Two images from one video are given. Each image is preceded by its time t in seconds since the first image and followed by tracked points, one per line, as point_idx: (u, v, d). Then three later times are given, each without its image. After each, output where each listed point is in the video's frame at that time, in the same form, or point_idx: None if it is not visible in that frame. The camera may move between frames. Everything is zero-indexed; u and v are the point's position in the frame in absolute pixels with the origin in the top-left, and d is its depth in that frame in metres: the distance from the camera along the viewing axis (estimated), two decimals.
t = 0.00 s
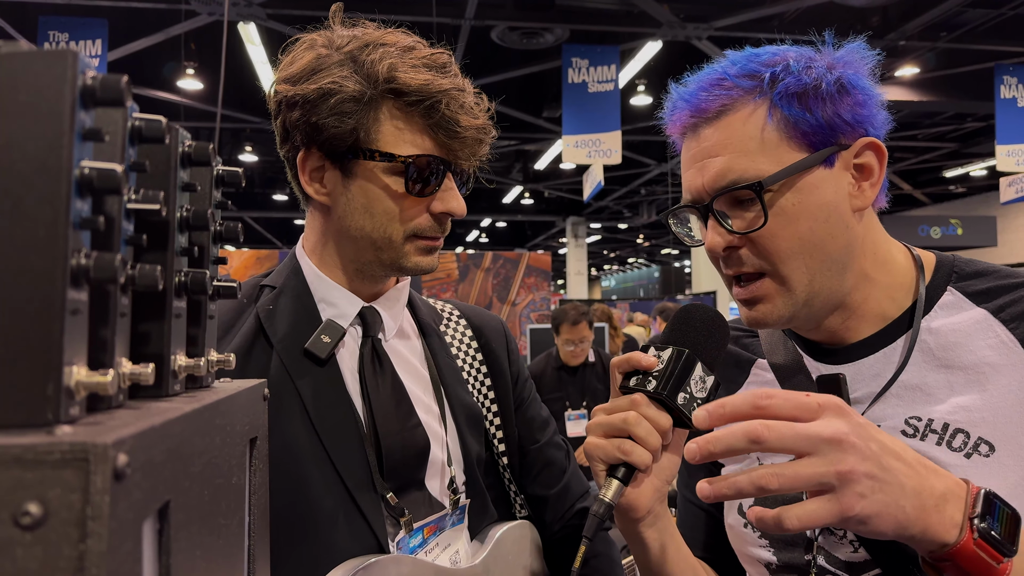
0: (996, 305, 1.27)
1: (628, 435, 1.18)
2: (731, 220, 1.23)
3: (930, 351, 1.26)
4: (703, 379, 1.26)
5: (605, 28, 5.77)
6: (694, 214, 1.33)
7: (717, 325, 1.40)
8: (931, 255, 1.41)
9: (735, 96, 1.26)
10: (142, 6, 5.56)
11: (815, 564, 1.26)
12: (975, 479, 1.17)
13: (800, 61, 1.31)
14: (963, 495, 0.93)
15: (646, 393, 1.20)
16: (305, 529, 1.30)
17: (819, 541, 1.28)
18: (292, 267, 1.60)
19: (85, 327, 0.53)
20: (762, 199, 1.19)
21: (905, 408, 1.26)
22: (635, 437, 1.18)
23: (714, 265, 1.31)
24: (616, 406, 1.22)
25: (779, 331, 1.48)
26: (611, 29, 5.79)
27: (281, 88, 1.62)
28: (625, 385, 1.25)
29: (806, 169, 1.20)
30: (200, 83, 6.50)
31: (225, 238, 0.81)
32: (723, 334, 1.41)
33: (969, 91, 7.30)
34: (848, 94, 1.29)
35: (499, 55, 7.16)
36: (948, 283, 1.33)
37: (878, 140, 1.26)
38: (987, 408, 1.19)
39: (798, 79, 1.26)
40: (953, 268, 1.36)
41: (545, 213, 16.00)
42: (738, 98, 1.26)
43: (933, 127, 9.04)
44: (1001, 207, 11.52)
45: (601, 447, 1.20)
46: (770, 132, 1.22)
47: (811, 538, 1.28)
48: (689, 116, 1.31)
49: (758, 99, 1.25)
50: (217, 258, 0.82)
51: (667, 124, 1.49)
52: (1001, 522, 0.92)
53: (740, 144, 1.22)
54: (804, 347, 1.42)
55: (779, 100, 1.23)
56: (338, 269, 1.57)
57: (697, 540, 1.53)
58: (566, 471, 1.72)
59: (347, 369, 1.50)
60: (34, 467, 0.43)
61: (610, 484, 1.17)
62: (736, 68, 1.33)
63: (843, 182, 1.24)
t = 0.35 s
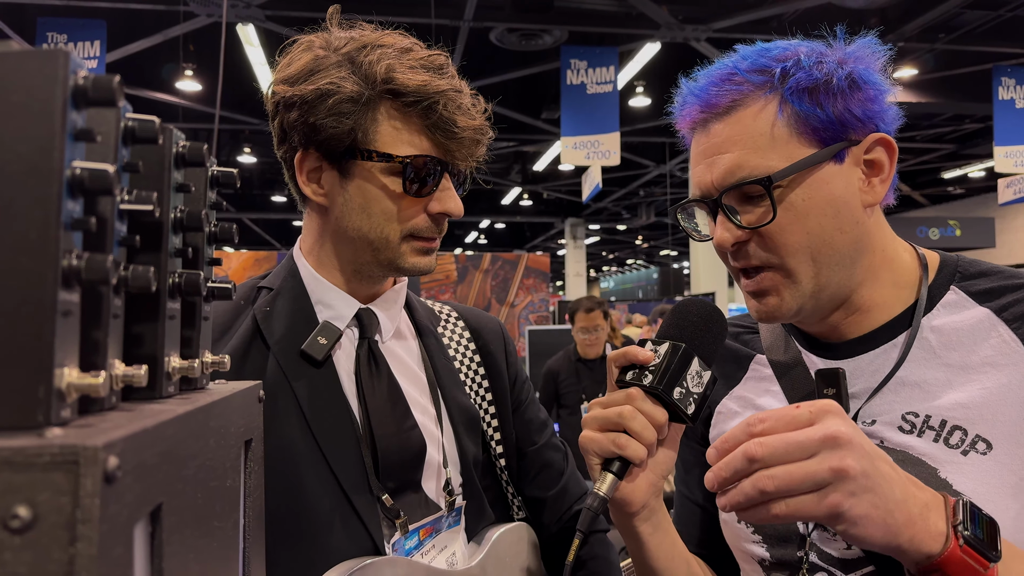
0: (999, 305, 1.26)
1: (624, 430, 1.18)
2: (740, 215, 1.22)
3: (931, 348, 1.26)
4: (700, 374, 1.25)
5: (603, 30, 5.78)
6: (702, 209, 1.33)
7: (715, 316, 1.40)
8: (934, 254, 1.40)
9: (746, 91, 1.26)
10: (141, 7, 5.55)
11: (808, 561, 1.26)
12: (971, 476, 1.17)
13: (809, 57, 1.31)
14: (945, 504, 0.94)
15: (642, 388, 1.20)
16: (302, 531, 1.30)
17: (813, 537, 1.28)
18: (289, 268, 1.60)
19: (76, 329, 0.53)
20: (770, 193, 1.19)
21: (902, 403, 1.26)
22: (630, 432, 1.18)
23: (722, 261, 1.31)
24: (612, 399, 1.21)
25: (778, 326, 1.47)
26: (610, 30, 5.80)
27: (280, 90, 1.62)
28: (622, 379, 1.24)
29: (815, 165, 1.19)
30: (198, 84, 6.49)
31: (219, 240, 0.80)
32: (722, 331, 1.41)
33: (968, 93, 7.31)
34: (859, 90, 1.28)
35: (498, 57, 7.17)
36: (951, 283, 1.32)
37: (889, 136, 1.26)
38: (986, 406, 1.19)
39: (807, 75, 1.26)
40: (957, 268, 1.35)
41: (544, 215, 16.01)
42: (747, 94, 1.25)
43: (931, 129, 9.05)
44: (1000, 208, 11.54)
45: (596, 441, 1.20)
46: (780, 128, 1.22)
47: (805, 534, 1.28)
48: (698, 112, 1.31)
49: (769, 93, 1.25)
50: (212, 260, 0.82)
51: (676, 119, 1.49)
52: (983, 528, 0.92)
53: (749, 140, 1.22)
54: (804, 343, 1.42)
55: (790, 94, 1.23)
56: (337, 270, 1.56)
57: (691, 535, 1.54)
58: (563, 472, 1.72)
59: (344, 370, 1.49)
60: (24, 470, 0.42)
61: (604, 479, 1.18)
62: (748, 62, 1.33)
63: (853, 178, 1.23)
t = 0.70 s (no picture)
0: (1001, 303, 1.26)
1: (622, 435, 1.18)
2: (737, 220, 1.23)
3: (935, 348, 1.25)
4: (698, 379, 1.25)
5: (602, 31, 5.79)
6: (701, 210, 1.33)
7: (713, 321, 1.39)
8: (938, 252, 1.40)
9: (743, 94, 1.26)
10: (140, 8, 5.54)
11: (811, 565, 1.26)
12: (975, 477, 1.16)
13: (808, 58, 1.31)
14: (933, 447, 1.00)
15: (640, 393, 1.19)
16: (303, 531, 1.30)
17: (816, 542, 1.27)
18: (291, 268, 1.60)
19: (71, 329, 0.52)
20: (766, 200, 1.19)
21: (905, 405, 1.25)
22: (628, 438, 1.17)
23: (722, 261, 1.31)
24: (610, 405, 1.21)
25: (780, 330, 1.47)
26: (609, 32, 5.80)
27: (281, 90, 1.62)
28: (620, 384, 1.24)
29: (814, 169, 1.19)
30: (198, 85, 6.49)
31: (216, 240, 0.80)
32: (722, 332, 1.40)
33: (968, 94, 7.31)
34: (860, 92, 1.27)
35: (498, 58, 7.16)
36: (954, 281, 1.32)
37: (890, 139, 1.24)
38: (988, 406, 1.19)
39: (805, 76, 1.26)
40: (960, 266, 1.35)
41: (544, 216, 16.00)
42: (745, 96, 1.26)
43: (931, 129, 9.06)
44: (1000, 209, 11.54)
45: (594, 447, 1.20)
46: (777, 130, 1.22)
47: (807, 539, 1.27)
48: (697, 114, 1.31)
49: (766, 97, 1.25)
50: (208, 260, 0.81)
51: (675, 120, 1.49)
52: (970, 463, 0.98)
53: (747, 142, 1.22)
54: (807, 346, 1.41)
55: (787, 96, 1.23)
56: (338, 271, 1.56)
57: (696, 536, 1.55)
58: (564, 474, 1.71)
59: (345, 371, 1.49)
60: (17, 471, 0.42)
61: (603, 484, 1.18)
62: (747, 64, 1.33)
63: (853, 181, 1.22)
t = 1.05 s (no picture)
0: (1005, 305, 1.26)
1: (619, 439, 1.18)
2: (738, 219, 1.22)
3: (937, 349, 1.25)
4: (694, 380, 1.24)
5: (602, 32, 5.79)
6: (701, 212, 1.32)
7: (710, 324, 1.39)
8: (940, 252, 1.40)
9: (741, 93, 1.26)
10: (141, 10, 5.54)
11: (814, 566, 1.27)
12: (979, 480, 1.15)
13: (804, 57, 1.31)
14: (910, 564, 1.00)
15: (636, 396, 1.20)
16: (305, 532, 1.29)
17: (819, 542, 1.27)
18: (293, 269, 1.59)
19: (69, 330, 0.52)
20: (765, 198, 1.18)
21: (908, 407, 1.25)
22: (624, 441, 1.17)
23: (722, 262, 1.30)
24: (606, 409, 1.21)
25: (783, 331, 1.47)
26: (610, 33, 5.81)
27: (283, 91, 1.62)
28: (617, 388, 1.24)
29: (813, 166, 1.19)
30: (198, 86, 6.49)
31: (216, 240, 0.80)
32: (717, 335, 1.39)
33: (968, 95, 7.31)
34: (858, 89, 1.28)
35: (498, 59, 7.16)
36: (957, 282, 1.32)
37: (887, 135, 1.25)
38: (992, 409, 1.18)
39: (801, 76, 1.26)
40: (963, 267, 1.35)
41: (544, 216, 16.00)
42: (741, 97, 1.25)
43: (932, 130, 9.06)
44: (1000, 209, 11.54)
45: (591, 451, 1.20)
46: (774, 130, 1.21)
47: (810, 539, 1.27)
48: (696, 114, 1.30)
49: (764, 95, 1.25)
50: (208, 260, 0.81)
51: (674, 122, 1.49)
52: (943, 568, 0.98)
53: (745, 143, 1.21)
54: (809, 348, 1.42)
55: (783, 96, 1.23)
56: (340, 271, 1.56)
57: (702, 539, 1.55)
58: (567, 475, 1.71)
59: (348, 372, 1.49)
60: (13, 472, 0.42)
61: (601, 488, 1.17)
62: (744, 63, 1.33)
63: (852, 178, 1.22)
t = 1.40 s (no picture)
0: (1015, 307, 1.25)
1: (626, 436, 1.18)
2: (745, 217, 1.22)
3: (948, 351, 1.25)
4: (701, 379, 1.24)
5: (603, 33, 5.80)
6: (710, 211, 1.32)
7: (717, 322, 1.39)
8: (949, 254, 1.40)
9: (750, 91, 1.26)
10: (142, 11, 5.55)
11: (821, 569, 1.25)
12: (990, 484, 1.15)
13: (813, 55, 1.30)
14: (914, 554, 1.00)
15: (643, 394, 1.20)
16: (310, 533, 1.30)
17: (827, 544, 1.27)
18: (298, 271, 1.60)
19: (72, 333, 0.52)
20: (772, 195, 1.18)
21: (918, 409, 1.25)
22: (632, 439, 1.17)
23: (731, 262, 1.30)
24: (614, 406, 1.21)
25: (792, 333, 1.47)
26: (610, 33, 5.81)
27: (286, 92, 1.62)
28: (623, 386, 1.24)
29: (821, 164, 1.19)
30: (199, 87, 6.50)
31: (218, 243, 0.80)
32: (724, 337, 1.40)
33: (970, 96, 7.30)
34: (868, 87, 1.28)
35: (499, 60, 7.17)
36: (966, 283, 1.32)
37: (898, 134, 1.25)
38: (1003, 412, 1.18)
39: (810, 74, 1.25)
40: (972, 269, 1.35)
41: (545, 217, 16.02)
42: (749, 94, 1.25)
43: (933, 130, 9.06)
44: (1001, 210, 11.54)
45: (598, 449, 1.20)
46: (782, 128, 1.21)
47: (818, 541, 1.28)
48: (704, 113, 1.30)
49: (772, 93, 1.25)
50: (210, 263, 0.81)
51: (681, 122, 1.49)
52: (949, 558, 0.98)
53: (754, 140, 1.21)
54: (817, 349, 1.42)
55: (792, 94, 1.22)
56: (345, 272, 1.57)
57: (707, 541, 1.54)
58: (571, 478, 1.72)
59: (352, 373, 1.48)
60: (18, 474, 0.42)
61: (608, 486, 1.17)
62: (753, 61, 1.33)
63: (861, 177, 1.22)
